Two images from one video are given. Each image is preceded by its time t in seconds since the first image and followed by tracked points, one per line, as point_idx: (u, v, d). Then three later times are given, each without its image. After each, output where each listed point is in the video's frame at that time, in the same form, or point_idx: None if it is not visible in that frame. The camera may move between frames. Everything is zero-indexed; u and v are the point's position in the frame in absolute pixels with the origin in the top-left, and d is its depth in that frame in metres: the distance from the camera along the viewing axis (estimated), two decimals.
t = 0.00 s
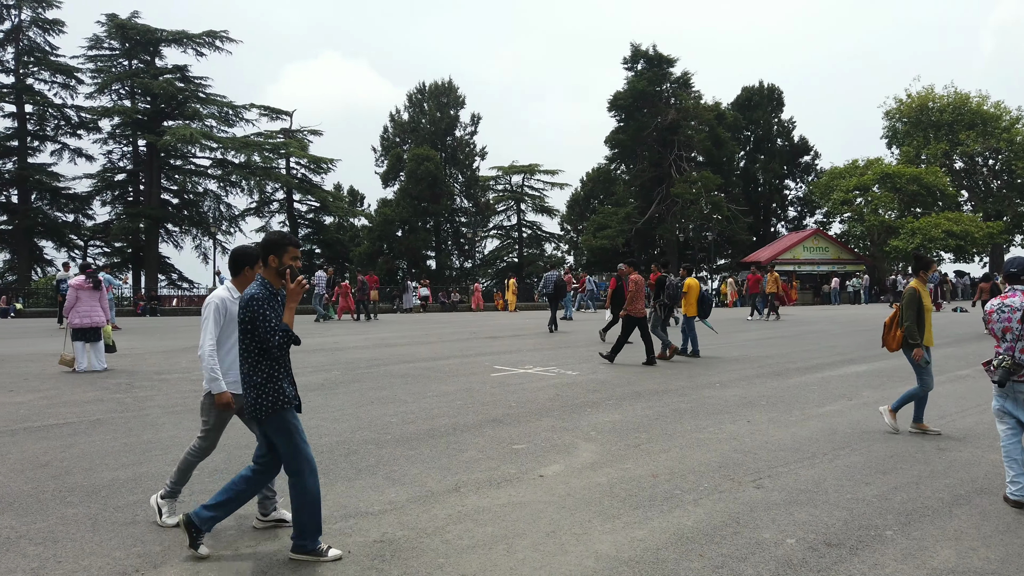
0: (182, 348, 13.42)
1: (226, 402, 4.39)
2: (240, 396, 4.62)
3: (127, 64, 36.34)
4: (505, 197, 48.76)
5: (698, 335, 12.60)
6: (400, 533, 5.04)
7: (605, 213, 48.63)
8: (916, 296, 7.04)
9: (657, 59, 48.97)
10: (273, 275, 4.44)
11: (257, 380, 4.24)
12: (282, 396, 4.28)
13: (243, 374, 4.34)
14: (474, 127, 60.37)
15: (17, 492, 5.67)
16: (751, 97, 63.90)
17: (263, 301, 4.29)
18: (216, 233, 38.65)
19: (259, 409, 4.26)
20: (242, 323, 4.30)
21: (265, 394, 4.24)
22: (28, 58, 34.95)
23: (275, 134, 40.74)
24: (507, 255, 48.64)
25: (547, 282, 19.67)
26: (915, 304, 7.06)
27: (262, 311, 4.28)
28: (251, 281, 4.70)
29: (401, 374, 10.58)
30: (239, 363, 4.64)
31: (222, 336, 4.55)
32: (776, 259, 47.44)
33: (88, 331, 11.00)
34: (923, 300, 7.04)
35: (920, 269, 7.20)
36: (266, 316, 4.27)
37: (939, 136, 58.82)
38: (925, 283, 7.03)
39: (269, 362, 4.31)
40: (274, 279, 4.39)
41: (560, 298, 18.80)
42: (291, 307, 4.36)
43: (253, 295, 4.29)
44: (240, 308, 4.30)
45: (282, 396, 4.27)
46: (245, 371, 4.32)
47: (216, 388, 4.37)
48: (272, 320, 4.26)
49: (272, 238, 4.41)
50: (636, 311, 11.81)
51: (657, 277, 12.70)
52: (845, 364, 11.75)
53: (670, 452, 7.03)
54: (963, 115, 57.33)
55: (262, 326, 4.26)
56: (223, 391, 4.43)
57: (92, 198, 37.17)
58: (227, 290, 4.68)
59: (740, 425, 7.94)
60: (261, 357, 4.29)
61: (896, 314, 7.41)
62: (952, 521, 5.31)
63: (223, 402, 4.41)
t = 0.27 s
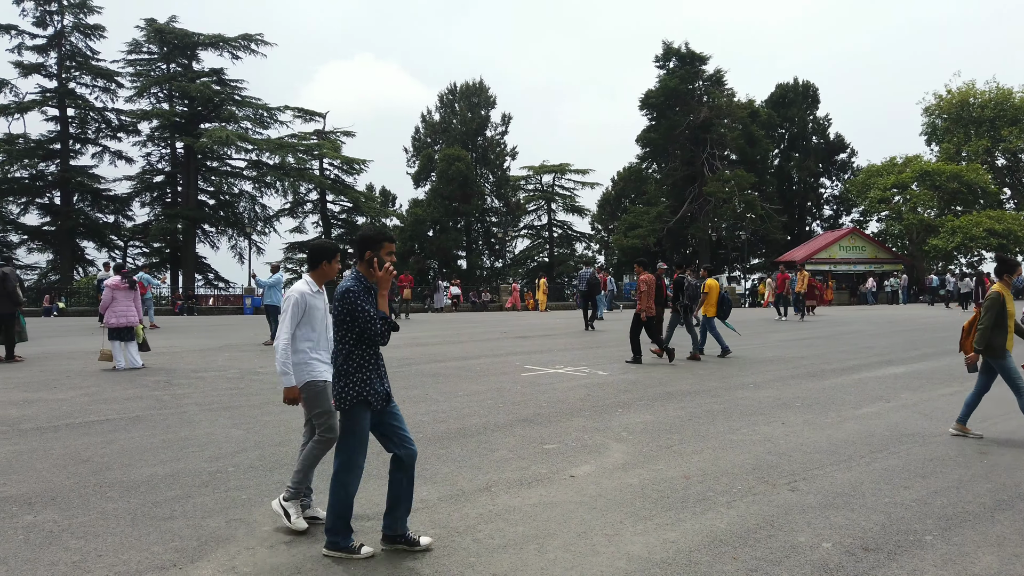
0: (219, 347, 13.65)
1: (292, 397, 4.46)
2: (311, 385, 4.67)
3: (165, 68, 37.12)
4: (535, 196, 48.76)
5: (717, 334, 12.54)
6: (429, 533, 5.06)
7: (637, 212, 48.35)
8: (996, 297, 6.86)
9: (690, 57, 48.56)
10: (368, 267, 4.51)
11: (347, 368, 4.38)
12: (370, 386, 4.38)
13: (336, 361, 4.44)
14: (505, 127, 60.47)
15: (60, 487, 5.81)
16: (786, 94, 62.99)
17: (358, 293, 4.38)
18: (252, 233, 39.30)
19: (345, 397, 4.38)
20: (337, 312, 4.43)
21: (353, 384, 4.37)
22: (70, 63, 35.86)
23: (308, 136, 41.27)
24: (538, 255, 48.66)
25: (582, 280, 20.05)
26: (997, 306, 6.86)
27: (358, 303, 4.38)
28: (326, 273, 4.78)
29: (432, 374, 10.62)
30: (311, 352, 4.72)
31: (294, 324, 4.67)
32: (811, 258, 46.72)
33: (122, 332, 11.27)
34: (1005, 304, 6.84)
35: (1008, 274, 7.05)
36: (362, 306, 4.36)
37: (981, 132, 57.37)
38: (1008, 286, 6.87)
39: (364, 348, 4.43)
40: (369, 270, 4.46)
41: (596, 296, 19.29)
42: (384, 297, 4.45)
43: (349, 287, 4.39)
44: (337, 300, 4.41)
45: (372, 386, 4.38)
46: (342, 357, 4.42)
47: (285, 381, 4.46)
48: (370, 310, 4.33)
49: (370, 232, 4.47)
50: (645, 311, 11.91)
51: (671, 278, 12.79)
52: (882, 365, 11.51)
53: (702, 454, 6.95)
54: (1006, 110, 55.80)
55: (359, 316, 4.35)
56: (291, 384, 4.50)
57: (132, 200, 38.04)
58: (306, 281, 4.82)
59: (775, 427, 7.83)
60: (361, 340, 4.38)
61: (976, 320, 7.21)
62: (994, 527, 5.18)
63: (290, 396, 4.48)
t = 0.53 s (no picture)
0: (252, 346, 13.85)
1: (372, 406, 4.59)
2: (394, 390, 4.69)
3: (199, 71, 37.72)
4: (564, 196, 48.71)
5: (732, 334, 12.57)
6: (459, 532, 5.07)
7: (666, 212, 48.05)
8: None
9: (720, 54, 48.18)
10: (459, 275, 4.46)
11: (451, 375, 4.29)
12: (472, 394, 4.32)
13: (434, 369, 4.36)
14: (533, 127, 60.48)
15: (99, 483, 5.93)
16: (818, 91, 62.10)
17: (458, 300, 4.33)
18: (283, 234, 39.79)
19: (446, 405, 4.29)
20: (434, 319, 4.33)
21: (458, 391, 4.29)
22: (107, 67, 36.61)
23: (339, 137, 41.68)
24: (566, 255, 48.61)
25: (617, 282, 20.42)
26: None
27: (457, 310, 4.32)
28: (398, 281, 4.89)
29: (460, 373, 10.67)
30: (389, 359, 4.68)
31: (374, 334, 4.66)
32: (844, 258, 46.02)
33: (155, 331, 11.45)
34: None
35: None
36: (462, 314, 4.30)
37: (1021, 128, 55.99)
38: None
39: (461, 356, 4.35)
40: (463, 278, 4.39)
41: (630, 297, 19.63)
42: (481, 303, 4.36)
43: (447, 296, 4.33)
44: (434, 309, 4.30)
45: (471, 395, 4.31)
46: (442, 367, 4.33)
47: (365, 391, 4.56)
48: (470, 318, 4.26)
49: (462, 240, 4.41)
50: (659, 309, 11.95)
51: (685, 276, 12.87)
52: (919, 367, 11.28)
53: (733, 455, 6.88)
54: None
55: (461, 323, 4.29)
56: (371, 393, 4.62)
57: (167, 201, 38.74)
58: (382, 288, 4.86)
59: (808, 428, 7.73)
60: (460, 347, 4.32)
61: None
62: None
63: (369, 403, 4.61)
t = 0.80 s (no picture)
0: (282, 346, 14.02)
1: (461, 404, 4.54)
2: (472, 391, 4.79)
3: (230, 74, 38.22)
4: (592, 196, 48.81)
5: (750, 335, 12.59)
6: (486, 531, 5.08)
7: (694, 211, 47.72)
8: None
9: (748, 53, 47.98)
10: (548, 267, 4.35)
11: (534, 370, 4.25)
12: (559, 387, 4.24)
13: (522, 364, 4.33)
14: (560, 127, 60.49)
15: (135, 480, 6.05)
16: (850, 89, 61.24)
17: (543, 292, 4.23)
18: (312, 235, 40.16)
19: (539, 397, 4.23)
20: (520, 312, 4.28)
21: (542, 386, 4.23)
22: (141, 71, 37.27)
23: (367, 139, 42.02)
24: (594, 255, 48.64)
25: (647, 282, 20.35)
26: None
27: (543, 301, 4.22)
28: (475, 279, 4.94)
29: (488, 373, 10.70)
30: (471, 359, 4.77)
31: (458, 333, 4.70)
32: (876, 258, 45.29)
33: (185, 330, 11.66)
34: None
35: None
36: (548, 305, 4.19)
37: None
38: None
39: (550, 347, 4.28)
40: (550, 268, 4.30)
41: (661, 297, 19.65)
42: (567, 294, 4.29)
43: (533, 287, 4.25)
44: (520, 300, 4.28)
45: (562, 387, 4.24)
46: (530, 359, 4.30)
47: (455, 388, 4.51)
48: (557, 309, 4.16)
49: (549, 229, 4.31)
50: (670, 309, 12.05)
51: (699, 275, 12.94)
52: (955, 369, 11.05)
53: (763, 458, 6.81)
54: None
55: (546, 314, 4.18)
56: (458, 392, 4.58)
57: (199, 203, 39.34)
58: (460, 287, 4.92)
59: (840, 431, 7.62)
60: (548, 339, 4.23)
61: None
62: None
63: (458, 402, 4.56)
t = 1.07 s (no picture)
0: (309, 345, 14.16)
1: (557, 400, 4.68)
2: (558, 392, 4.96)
3: (259, 76, 38.71)
4: (617, 197, 49.39)
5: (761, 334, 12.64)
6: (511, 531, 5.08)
7: (721, 210, 47.39)
8: None
9: (776, 51, 47.98)
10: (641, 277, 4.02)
11: (625, 383, 3.90)
12: (651, 402, 3.88)
13: (610, 376, 3.98)
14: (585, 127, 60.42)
15: (166, 476, 6.15)
16: (880, 86, 60.41)
17: (635, 304, 3.90)
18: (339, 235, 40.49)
19: (628, 412, 3.91)
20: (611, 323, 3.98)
21: (633, 400, 3.89)
22: (172, 74, 37.88)
23: (393, 140, 42.28)
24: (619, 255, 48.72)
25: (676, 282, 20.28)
26: None
27: (634, 314, 3.90)
28: (554, 281, 4.99)
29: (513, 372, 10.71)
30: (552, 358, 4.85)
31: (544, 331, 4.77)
32: (907, 258, 44.57)
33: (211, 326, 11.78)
34: None
35: None
36: (639, 318, 3.88)
37: None
38: None
39: (641, 360, 3.94)
40: (642, 280, 3.98)
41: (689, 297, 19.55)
42: (662, 307, 3.94)
43: (622, 299, 3.93)
44: (609, 312, 3.97)
45: (653, 403, 3.87)
46: (619, 371, 3.95)
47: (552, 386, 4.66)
48: (650, 323, 3.86)
49: (643, 238, 4.01)
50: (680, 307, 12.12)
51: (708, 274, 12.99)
52: (990, 371, 10.83)
53: (791, 460, 6.73)
54: None
55: (638, 327, 3.87)
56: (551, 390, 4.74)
57: (227, 204, 39.88)
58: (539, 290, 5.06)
59: (870, 433, 7.51)
60: (639, 353, 3.91)
61: None
62: None
63: (554, 400, 4.70)
